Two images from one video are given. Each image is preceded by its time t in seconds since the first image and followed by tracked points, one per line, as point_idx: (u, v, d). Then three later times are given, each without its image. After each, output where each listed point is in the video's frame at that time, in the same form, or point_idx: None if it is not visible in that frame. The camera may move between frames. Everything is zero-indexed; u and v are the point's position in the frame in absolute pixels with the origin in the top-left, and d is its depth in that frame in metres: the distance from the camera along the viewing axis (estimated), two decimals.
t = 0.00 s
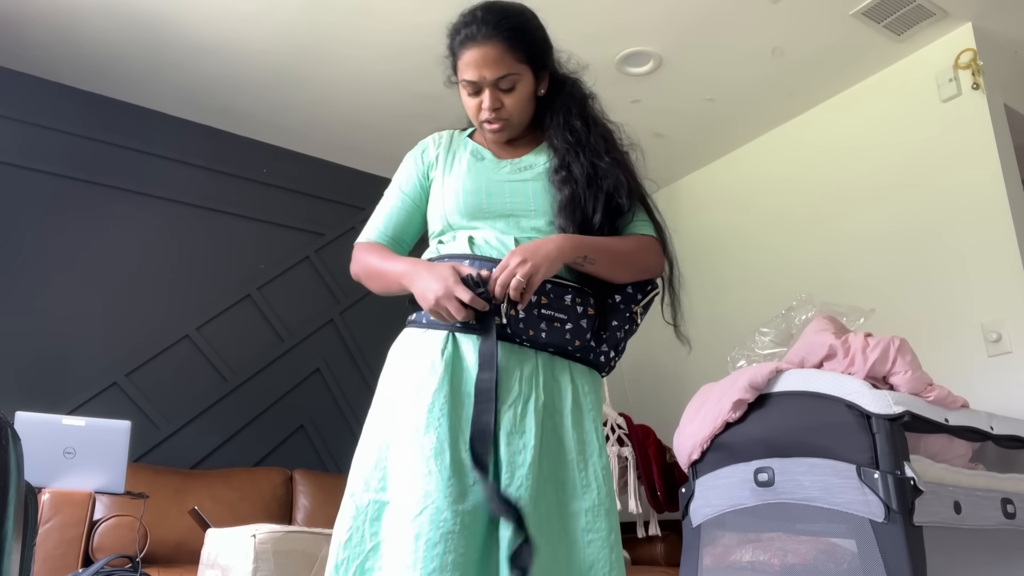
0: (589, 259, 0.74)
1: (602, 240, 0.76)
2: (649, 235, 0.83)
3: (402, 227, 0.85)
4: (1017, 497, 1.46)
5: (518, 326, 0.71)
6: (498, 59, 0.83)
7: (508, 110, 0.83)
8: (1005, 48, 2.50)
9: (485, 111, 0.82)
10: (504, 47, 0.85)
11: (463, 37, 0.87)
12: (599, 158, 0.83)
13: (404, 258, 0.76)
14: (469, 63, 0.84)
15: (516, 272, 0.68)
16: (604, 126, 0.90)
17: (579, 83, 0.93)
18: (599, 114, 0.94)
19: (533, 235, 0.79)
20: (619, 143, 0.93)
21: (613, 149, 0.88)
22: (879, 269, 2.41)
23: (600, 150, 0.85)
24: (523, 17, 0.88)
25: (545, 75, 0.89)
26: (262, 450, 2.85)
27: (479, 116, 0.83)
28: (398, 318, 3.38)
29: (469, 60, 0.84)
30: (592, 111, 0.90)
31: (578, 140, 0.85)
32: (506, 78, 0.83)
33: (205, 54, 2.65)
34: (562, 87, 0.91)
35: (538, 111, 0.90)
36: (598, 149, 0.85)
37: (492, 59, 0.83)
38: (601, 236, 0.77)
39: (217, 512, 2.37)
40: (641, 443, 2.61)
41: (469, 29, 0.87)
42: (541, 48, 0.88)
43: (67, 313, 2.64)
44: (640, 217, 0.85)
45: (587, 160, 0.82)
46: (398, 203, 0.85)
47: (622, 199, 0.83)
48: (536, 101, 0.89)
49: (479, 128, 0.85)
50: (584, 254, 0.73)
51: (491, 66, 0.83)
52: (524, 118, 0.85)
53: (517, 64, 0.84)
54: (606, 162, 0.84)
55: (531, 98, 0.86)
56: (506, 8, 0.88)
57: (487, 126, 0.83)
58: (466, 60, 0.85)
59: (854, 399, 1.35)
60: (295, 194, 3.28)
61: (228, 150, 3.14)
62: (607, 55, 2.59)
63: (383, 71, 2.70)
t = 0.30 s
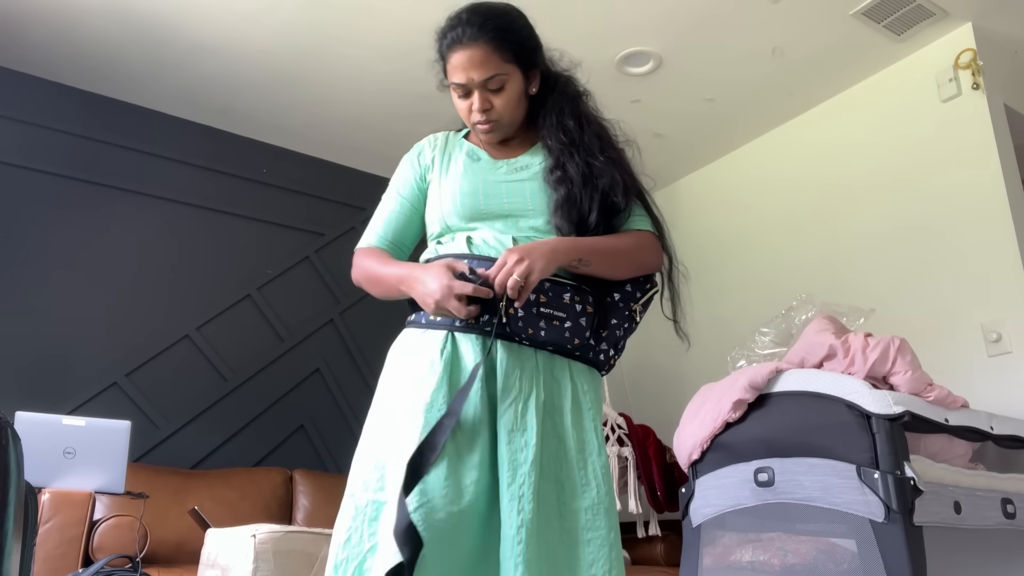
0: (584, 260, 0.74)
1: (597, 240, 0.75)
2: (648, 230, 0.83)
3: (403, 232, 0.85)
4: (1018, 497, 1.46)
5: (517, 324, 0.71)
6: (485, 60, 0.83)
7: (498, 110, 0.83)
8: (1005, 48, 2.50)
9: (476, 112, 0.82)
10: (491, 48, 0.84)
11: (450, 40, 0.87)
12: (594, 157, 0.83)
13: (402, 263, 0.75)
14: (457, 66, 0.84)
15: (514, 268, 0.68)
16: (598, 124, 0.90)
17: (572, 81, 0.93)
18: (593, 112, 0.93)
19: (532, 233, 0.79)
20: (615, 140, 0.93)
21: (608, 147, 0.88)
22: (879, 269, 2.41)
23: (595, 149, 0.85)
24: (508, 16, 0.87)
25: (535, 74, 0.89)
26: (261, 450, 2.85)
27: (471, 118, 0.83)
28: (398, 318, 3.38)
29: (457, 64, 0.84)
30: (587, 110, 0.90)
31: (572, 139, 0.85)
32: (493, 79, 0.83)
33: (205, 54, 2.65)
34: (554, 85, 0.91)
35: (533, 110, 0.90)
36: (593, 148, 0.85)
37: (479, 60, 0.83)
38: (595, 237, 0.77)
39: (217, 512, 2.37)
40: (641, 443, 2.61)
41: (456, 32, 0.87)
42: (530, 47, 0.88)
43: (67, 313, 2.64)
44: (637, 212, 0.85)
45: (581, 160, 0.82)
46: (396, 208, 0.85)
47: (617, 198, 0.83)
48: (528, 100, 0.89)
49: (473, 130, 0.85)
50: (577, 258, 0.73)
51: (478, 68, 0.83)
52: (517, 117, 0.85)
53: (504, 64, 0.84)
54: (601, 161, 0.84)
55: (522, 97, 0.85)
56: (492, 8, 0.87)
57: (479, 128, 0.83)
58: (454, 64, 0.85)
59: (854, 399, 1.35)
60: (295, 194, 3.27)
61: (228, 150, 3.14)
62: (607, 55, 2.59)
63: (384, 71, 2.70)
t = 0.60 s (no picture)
0: (580, 258, 0.74)
1: (593, 238, 0.75)
2: (645, 227, 0.83)
3: (389, 220, 0.83)
4: (1018, 497, 1.46)
5: (514, 323, 0.71)
6: (476, 60, 0.83)
7: (491, 111, 0.83)
8: (1005, 48, 2.50)
9: (469, 114, 0.82)
10: (482, 48, 0.84)
11: (441, 42, 0.87)
12: (588, 157, 0.84)
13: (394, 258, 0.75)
14: (448, 67, 0.84)
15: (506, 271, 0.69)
16: (593, 123, 0.90)
17: (565, 79, 0.93)
18: (588, 110, 0.93)
19: (529, 233, 0.79)
20: (610, 138, 0.93)
21: (603, 146, 0.88)
22: (879, 269, 2.41)
23: (589, 148, 0.85)
24: (499, 16, 0.87)
25: (528, 73, 0.88)
26: (261, 450, 2.85)
27: (464, 120, 0.83)
28: (398, 318, 3.38)
29: (448, 65, 0.84)
30: (581, 108, 0.90)
31: (567, 138, 0.85)
32: (486, 79, 0.83)
33: (205, 54, 2.65)
34: (546, 84, 0.90)
35: (527, 109, 0.90)
36: (588, 147, 0.85)
37: (470, 61, 0.83)
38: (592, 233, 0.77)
39: (217, 512, 2.37)
40: (641, 443, 2.61)
41: (447, 33, 0.87)
42: (521, 46, 0.87)
43: (67, 313, 2.64)
44: (634, 209, 0.85)
45: (576, 159, 0.82)
46: (387, 193, 0.84)
47: (614, 196, 0.83)
48: (521, 100, 0.89)
49: (467, 131, 0.85)
50: (576, 256, 0.73)
51: (469, 68, 0.83)
52: (510, 116, 0.85)
53: (496, 63, 0.84)
54: (596, 161, 0.84)
55: (516, 97, 0.85)
56: (481, 9, 0.87)
57: (473, 129, 0.83)
58: (446, 65, 0.85)
59: (854, 399, 1.35)
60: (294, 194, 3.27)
61: (227, 150, 3.14)
62: (607, 55, 2.59)
63: (384, 71, 2.70)
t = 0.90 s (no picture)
0: (582, 255, 0.74)
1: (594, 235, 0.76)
2: (643, 226, 0.83)
3: (382, 218, 0.83)
4: (1017, 497, 1.46)
5: (514, 323, 0.71)
6: (473, 57, 0.83)
7: (489, 108, 0.82)
8: (1005, 48, 2.49)
9: (466, 111, 0.82)
10: (479, 45, 0.84)
11: (438, 39, 0.87)
12: (586, 155, 0.84)
13: (389, 252, 0.74)
14: (446, 65, 0.84)
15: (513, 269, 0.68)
16: (590, 122, 0.90)
17: (562, 79, 0.93)
18: (584, 109, 0.93)
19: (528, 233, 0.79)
20: (607, 137, 0.93)
21: (601, 145, 0.88)
22: (879, 269, 2.41)
23: (587, 147, 0.86)
24: (496, 14, 0.87)
25: (524, 71, 0.89)
26: (262, 450, 2.85)
27: (462, 117, 0.83)
28: (398, 318, 3.38)
29: (446, 62, 0.84)
30: (577, 107, 0.90)
31: (565, 137, 0.85)
32: (483, 76, 0.83)
33: (205, 54, 2.65)
34: (542, 82, 0.91)
35: (523, 107, 0.90)
36: (586, 146, 0.85)
37: (468, 58, 0.83)
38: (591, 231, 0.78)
39: (217, 512, 2.37)
40: (641, 443, 2.61)
41: (444, 30, 0.87)
42: (518, 44, 0.88)
43: (68, 313, 2.64)
44: (633, 208, 0.85)
45: (575, 158, 0.83)
46: (381, 190, 0.84)
47: (612, 195, 0.83)
48: (518, 98, 0.89)
49: (463, 129, 0.85)
50: (577, 253, 0.74)
51: (467, 65, 0.82)
52: (507, 114, 0.84)
53: (494, 60, 0.84)
54: (594, 159, 0.84)
55: (513, 94, 0.85)
56: (478, 7, 0.87)
57: (470, 126, 0.83)
58: (443, 62, 0.85)
59: (854, 399, 1.35)
60: (294, 194, 3.27)
61: (227, 150, 3.14)
62: (607, 55, 2.59)
63: (384, 71, 2.70)
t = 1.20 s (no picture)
0: (581, 259, 0.74)
1: (592, 239, 0.76)
2: (641, 230, 0.83)
3: (384, 218, 0.82)
4: (1018, 497, 1.46)
5: (511, 325, 0.71)
6: (480, 54, 0.83)
7: (493, 105, 0.82)
8: (1005, 48, 2.49)
9: (471, 107, 0.82)
10: (485, 42, 0.84)
11: (445, 34, 0.87)
12: (588, 158, 0.84)
13: (391, 251, 0.73)
14: (451, 60, 0.83)
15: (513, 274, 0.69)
16: (592, 124, 0.90)
17: (566, 79, 0.93)
18: (586, 110, 0.93)
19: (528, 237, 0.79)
20: (608, 139, 0.93)
21: (602, 147, 0.88)
22: (879, 269, 2.41)
23: (589, 149, 0.86)
24: (504, 11, 0.87)
25: (529, 70, 0.88)
26: (262, 450, 2.85)
27: (465, 113, 0.83)
28: (397, 318, 3.38)
29: (451, 57, 0.84)
30: (580, 109, 0.90)
31: (567, 139, 0.85)
32: (488, 73, 0.83)
33: (205, 54, 2.65)
34: (546, 82, 0.90)
35: (525, 107, 0.90)
36: (587, 148, 0.85)
37: (474, 54, 0.83)
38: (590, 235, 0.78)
39: (217, 512, 2.37)
40: (641, 443, 2.61)
41: (451, 25, 0.86)
42: (525, 43, 0.87)
43: (68, 314, 2.64)
44: (632, 213, 0.85)
45: (576, 160, 0.83)
46: (381, 189, 0.83)
47: (612, 198, 0.83)
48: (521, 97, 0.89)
49: (466, 125, 0.84)
50: (576, 256, 0.74)
51: (473, 61, 0.82)
52: (511, 112, 0.84)
53: (499, 59, 0.84)
54: (596, 162, 0.84)
55: (517, 94, 0.85)
56: (486, 4, 0.87)
57: (474, 123, 0.83)
58: (448, 58, 0.84)
59: (854, 399, 1.35)
60: (294, 194, 3.27)
61: (227, 150, 3.14)
62: (607, 55, 2.59)
63: (384, 71, 2.70)
